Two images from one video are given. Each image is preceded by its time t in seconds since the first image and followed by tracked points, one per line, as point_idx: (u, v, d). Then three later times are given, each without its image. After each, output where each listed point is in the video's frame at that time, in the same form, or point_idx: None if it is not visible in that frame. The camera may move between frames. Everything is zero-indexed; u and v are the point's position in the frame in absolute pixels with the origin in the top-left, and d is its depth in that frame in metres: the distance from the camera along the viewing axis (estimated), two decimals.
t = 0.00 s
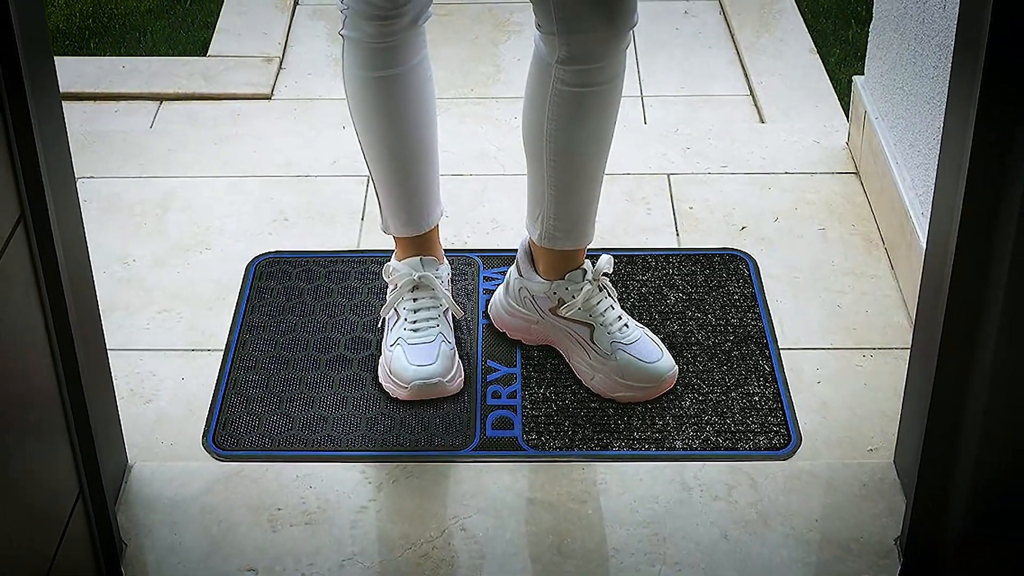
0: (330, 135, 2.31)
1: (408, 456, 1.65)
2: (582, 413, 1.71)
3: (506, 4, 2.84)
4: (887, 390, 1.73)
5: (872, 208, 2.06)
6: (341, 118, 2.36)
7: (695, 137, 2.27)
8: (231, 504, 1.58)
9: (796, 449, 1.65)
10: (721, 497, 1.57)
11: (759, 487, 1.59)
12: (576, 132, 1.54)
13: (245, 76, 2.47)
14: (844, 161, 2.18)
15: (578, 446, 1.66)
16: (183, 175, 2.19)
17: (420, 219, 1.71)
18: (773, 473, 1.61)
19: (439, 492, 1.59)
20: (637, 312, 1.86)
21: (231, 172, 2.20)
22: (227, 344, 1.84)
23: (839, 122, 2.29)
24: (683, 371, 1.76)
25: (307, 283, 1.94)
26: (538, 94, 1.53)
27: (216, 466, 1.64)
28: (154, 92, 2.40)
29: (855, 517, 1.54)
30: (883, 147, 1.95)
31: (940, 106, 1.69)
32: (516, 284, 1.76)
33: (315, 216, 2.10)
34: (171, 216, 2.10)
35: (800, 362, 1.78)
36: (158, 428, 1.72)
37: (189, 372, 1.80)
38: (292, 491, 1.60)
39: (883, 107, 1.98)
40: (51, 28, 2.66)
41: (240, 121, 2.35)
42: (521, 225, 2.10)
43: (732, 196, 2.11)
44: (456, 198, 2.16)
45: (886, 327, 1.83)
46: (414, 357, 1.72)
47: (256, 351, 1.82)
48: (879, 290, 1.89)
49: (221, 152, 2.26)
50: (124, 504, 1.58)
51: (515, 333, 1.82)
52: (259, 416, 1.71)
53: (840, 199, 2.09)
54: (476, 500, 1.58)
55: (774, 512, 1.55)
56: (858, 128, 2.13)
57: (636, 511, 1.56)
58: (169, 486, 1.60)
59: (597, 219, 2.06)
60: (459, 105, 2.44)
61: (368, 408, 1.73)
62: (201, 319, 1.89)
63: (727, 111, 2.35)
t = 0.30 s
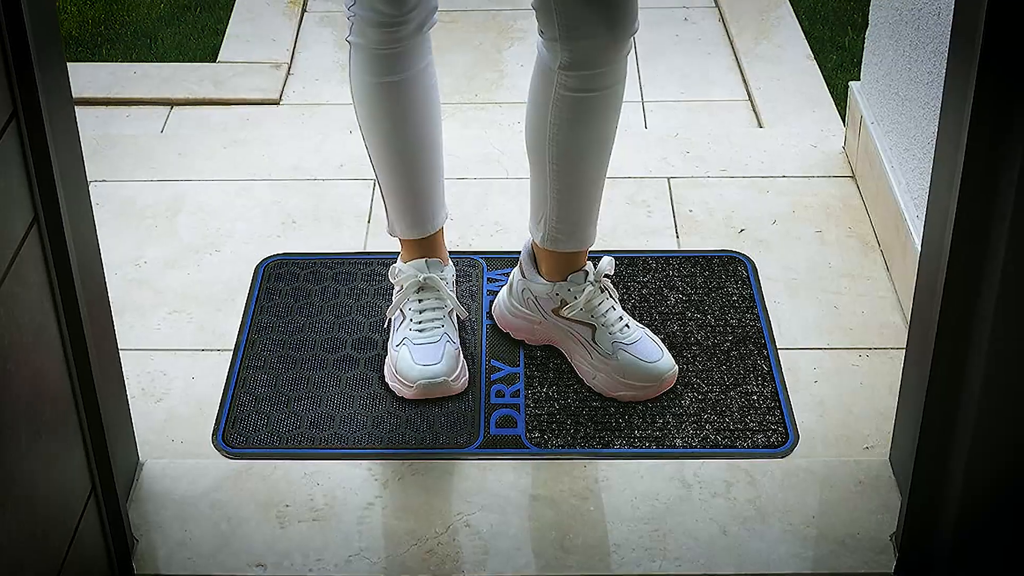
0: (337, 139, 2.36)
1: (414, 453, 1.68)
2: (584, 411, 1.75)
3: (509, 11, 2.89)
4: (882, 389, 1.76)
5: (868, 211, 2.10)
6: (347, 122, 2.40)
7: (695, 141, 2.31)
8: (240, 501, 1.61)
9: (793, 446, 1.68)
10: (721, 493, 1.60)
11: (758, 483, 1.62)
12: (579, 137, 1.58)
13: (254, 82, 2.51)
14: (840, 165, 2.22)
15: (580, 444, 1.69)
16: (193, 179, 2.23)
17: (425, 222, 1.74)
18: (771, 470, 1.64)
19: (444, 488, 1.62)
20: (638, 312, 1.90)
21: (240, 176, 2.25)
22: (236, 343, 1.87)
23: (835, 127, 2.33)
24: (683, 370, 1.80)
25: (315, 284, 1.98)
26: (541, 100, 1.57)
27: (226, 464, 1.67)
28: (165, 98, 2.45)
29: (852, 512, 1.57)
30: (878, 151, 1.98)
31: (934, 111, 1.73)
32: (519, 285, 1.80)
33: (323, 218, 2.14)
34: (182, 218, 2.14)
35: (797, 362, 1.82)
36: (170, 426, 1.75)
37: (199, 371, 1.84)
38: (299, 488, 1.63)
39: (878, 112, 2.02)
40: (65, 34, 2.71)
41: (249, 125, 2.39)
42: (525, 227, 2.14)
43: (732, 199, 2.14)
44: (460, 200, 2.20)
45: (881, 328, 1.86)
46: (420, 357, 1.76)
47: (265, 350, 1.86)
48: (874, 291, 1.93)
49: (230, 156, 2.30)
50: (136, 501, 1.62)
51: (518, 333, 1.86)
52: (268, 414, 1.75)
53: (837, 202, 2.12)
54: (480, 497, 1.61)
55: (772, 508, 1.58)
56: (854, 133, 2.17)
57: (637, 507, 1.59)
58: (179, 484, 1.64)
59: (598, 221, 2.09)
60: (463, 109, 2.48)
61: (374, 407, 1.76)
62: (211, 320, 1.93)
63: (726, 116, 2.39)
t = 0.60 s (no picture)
0: (345, 144, 2.40)
1: (419, 451, 1.72)
2: (586, 410, 1.78)
3: (512, 18, 2.93)
4: (878, 388, 1.80)
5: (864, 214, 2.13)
6: (354, 127, 2.44)
7: (695, 145, 2.35)
8: (249, 498, 1.65)
9: (791, 444, 1.71)
10: (720, 490, 1.63)
11: (756, 481, 1.65)
12: (581, 142, 1.61)
13: (263, 88, 2.56)
14: (837, 169, 2.26)
15: (582, 442, 1.73)
16: (204, 183, 2.27)
17: (430, 224, 1.78)
18: (769, 467, 1.67)
19: (449, 485, 1.66)
20: (639, 313, 1.94)
21: (249, 180, 2.29)
22: (246, 344, 1.91)
23: (832, 132, 2.37)
24: (683, 370, 1.84)
25: (322, 286, 2.02)
26: (544, 105, 1.60)
27: (236, 461, 1.70)
28: (176, 103, 2.49)
29: (849, 509, 1.60)
30: (874, 156, 2.02)
31: (928, 117, 1.76)
32: (522, 286, 1.84)
33: (330, 221, 2.18)
34: (192, 221, 2.18)
35: (795, 362, 1.85)
36: (180, 425, 1.79)
37: (209, 371, 1.87)
38: (308, 485, 1.66)
39: (874, 117, 2.05)
40: (78, 41, 2.75)
41: (258, 130, 2.43)
42: (528, 230, 2.18)
43: (731, 202, 2.18)
44: (465, 203, 2.24)
45: (877, 328, 1.90)
46: (425, 357, 1.80)
47: (274, 350, 1.90)
48: (870, 292, 1.97)
49: (239, 161, 2.34)
50: (147, 498, 1.65)
51: (521, 333, 1.90)
52: (277, 413, 1.79)
53: (834, 205, 2.16)
54: (484, 494, 1.64)
55: (770, 505, 1.61)
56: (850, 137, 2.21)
57: (638, 503, 1.62)
58: (189, 481, 1.67)
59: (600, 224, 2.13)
60: (467, 114, 2.52)
61: (381, 406, 1.80)
62: (221, 320, 1.97)
63: (725, 121, 2.43)
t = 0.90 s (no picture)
0: (352, 148, 2.44)
1: (425, 449, 1.76)
2: (588, 409, 1.82)
3: (515, 25, 2.98)
4: (873, 387, 1.84)
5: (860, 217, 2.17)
6: (360, 132, 2.49)
7: (695, 150, 2.39)
8: (258, 494, 1.68)
9: (789, 442, 1.75)
10: (719, 487, 1.67)
11: (754, 478, 1.68)
12: (582, 147, 1.65)
13: (271, 93, 2.60)
14: (834, 173, 2.30)
15: (584, 440, 1.77)
16: (214, 186, 2.32)
17: (435, 227, 1.82)
18: (767, 465, 1.71)
19: (454, 482, 1.69)
20: (639, 313, 1.98)
21: (257, 184, 2.33)
22: (255, 344, 1.95)
23: (829, 137, 2.41)
24: (682, 369, 1.88)
25: (330, 287, 2.06)
26: (547, 111, 1.64)
27: (245, 459, 1.74)
28: (186, 108, 2.54)
29: (845, 504, 1.64)
30: (870, 160, 2.06)
31: (923, 122, 1.80)
32: (526, 287, 1.88)
33: (338, 224, 2.22)
34: (203, 224, 2.22)
35: (792, 362, 1.89)
36: (191, 423, 1.83)
37: (219, 371, 1.92)
38: (316, 482, 1.69)
39: (870, 122, 2.09)
40: (91, 48, 2.80)
41: (267, 135, 2.48)
42: (531, 232, 2.22)
43: (730, 206, 2.22)
44: (469, 206, 2.28)
45: (872, 329, 1.94)
46: (431, 356, 1.84)
47: (282, 350, 1.94)
48: (865, 294, 2.01)
49: (248, 164, 2.38)
50: (158, 494, 1.68)
51: (525, 333, 1.94)
52: (285, 412, 1.83)
53: (831, 209, 2.20)
54: (488, 491, 1.68)
55: (768, 501, 1.65)
56: (846, 142, 2.25)
57: (639, 500, 1.65)
58: (200, 479, 1.70)
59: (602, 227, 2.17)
60: (471, 119, 2.56)
61: (387, 405, 1.84)
62: (231, 321, 2.01)
63: (724, 125, 2.47)
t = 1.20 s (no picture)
0: (359, 152, 2.48)
1: (430, 447, 1.80)
2: (590, 407, 1.86)
3: (519, 32, 3.02)
4: (868, 387, 1.88)
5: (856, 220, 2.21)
6: (367, 136, 2.53)
7: (695, 154, 2.43)
8: (267, 491, 1.71)
9: (786, 440, 1.79)
10: (718, 484, 1.70)
11: (753, 475, 1.72)
12: (585, 151, 1.69)
13: (281, 99, 2.65)
14: (831, 176, 2.34)
15: (586, 438, 1.81)
16: (224, 190, 2.36)
17: (441, 229, 1.87)
18: (765, 462, 1.74)
19: (459, 479, 1.73)
20: (640, 314, 2.02)
21: (266, 187, 2.37)
22: (264, 344, 2.00)
23: (826, 141, 2.45)
24: (682, 369, 1.92)
25: (338, 289, 2.11)
26: (549, 116, 1.68)
27: (255, 457, 1.77)
28: (196, 113, 2.58)
29: (842, 500, 1.67)
30: (867, 164, 2.10)
31: (917, 127, 1.84)
32: (529, 289, 1.92)
33: (345, 226, 2.27)
34: (213, 227, 2.26)
35: (789, 362, 1.93)
36: (202, 422, 1.87)
37: (230, 370, 1.96)
38: (323, 479, 1.73)
39: (866, 127, 2.13)
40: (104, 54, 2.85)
41: (276, 140, 2.52)
42: (534, 235, 2.26)
43: (730, 209, 2.26)
44: (473, 210, 2.32)
45: (867, 329, 1.98)
46: (436, 356, 1.88)
47: (291, 350, 1.98)
48: (861, 295, 2.05)
49: (258, 168, 2.43)
50: (170, 491, 1.72)
51: (528, 334, 1.98)
52: (294, 410, 1.87)
53: (828, 212, 2.24)
54: (492, 487, 1.71)
55: (767, 498, 1.68)
56: (843, 146, 2.29)
57: (639, 496, 1.69)
58: (210, 476, 1.74)
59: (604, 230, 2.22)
60: (476, 124, 2.60)
61: (393, 404, 1.88)
62: (241, 321, 2.05)
63: (723, 131, 2.51)
